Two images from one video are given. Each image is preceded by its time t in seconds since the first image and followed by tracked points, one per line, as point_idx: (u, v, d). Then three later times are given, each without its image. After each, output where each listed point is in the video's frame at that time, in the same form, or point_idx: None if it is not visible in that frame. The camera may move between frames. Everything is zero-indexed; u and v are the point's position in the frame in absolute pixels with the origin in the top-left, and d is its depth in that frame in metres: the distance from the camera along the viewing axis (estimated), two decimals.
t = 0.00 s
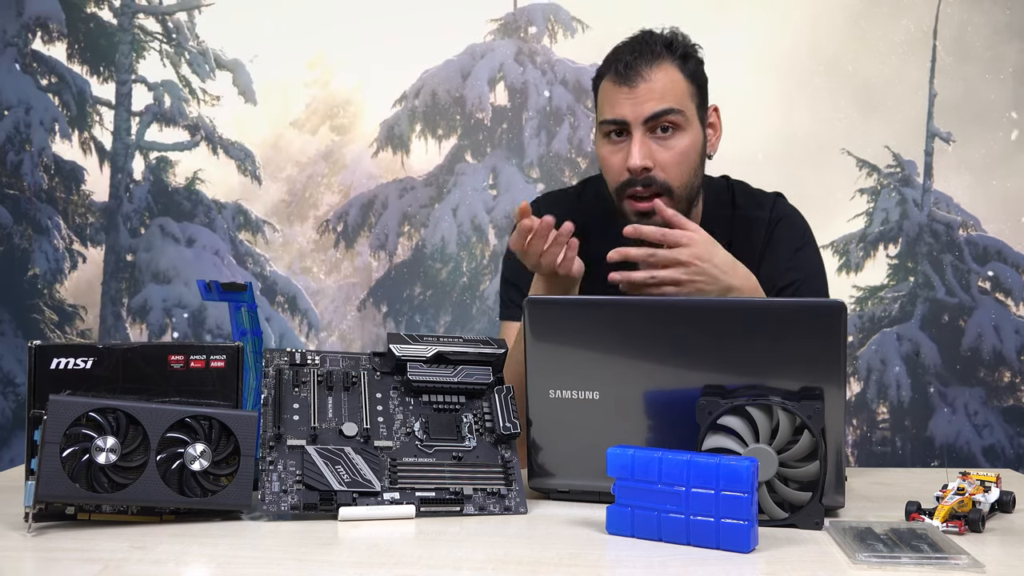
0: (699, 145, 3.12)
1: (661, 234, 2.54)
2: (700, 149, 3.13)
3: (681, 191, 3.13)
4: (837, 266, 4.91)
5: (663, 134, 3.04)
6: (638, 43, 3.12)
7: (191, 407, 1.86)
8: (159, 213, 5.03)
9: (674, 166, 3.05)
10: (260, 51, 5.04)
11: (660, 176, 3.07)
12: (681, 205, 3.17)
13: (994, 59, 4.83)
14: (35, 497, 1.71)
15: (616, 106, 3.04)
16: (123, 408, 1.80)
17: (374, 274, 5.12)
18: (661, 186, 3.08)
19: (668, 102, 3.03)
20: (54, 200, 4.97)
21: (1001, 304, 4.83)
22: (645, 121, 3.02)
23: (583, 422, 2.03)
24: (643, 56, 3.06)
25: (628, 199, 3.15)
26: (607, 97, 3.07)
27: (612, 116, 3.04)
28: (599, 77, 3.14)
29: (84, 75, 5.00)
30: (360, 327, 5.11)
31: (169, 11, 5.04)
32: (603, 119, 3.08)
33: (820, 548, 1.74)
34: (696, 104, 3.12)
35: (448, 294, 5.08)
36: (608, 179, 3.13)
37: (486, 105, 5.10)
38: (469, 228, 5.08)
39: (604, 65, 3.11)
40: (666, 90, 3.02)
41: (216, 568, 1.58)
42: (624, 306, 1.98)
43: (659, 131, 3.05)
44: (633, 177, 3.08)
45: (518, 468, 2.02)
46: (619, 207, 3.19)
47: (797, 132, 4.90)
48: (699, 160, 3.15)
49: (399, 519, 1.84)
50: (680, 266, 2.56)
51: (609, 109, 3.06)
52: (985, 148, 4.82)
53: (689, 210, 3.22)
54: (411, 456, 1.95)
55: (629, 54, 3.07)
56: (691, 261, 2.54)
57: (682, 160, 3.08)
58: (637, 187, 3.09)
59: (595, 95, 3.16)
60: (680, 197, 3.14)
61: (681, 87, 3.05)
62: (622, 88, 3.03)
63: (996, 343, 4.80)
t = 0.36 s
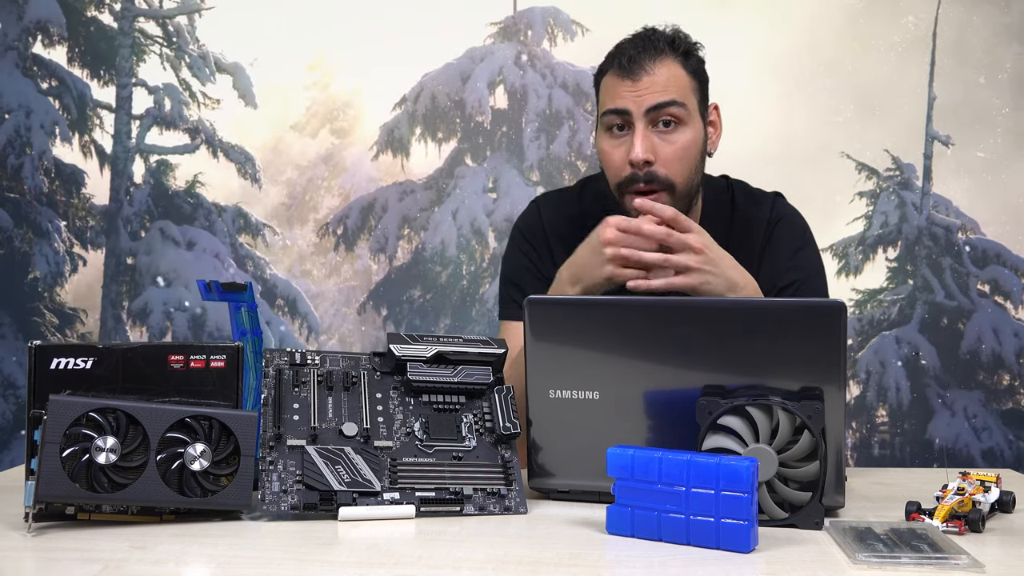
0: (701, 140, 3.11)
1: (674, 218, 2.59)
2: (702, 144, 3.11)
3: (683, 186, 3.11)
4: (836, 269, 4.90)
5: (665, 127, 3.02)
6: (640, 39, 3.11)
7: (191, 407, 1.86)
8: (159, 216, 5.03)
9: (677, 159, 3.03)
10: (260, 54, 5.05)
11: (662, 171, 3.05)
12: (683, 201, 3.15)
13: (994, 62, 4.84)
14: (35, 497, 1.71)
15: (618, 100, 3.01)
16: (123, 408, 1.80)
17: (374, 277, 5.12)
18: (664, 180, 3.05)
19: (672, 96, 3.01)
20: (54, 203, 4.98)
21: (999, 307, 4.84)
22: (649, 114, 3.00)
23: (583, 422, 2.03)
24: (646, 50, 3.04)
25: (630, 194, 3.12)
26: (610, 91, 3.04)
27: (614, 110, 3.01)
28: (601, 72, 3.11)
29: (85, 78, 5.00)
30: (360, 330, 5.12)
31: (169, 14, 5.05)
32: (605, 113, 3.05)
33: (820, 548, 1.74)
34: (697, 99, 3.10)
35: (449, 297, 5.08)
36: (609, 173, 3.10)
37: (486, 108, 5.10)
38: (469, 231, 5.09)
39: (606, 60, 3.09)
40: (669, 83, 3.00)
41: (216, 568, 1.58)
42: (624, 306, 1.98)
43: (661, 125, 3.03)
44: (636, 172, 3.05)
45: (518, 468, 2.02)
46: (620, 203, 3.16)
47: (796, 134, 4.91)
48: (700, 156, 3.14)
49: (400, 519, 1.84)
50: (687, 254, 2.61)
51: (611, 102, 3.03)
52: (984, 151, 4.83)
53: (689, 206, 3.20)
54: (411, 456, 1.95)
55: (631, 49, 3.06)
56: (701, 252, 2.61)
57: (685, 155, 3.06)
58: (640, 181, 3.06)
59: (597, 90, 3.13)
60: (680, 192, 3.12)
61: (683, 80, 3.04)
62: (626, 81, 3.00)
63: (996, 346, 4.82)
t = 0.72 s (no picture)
0: (709, 141, 3.08)
1: (651, 214, 2.58)
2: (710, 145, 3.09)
3: (689, 187, 3.08)
4: (835, 272, 4.90)
5: (676, 127, 2.98)
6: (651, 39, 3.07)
7: (191, 407, 1.86)
8: (160, 220, 5.04)
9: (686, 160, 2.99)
10: (260, 58, 5.06)
11: (670, 170, 3.00)
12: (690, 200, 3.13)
13: (992, 66, 4.86)
14: (35, 497, 1.71)
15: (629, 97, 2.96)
16: (123, 408, 1.80)
17: (374, 280, 5.12)
18: (672, 179, 3.03)
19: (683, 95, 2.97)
20: (55, 206, 4.98)
21: (998, 310, 4.85)
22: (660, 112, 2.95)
23: (583, 422, 2.03)
24: (657, 50, 3.01)
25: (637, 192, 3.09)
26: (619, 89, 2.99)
27: (624, 106, 2.96)
28: (611, 69, 3.07)
29: (85, 82, 5.01)
30: (360, 333, 5.12)
31: (169, 18, 5.06)
32: (614, 110, 2.99)
33: (820, 548, 1.74)
34: (707, 102, 3.07)
35: (448, 301, 5.09)
36: (616, 172, 3.05)
37: (486, 112, 5.11)
38: (469, 235, 5.09)
39: (617, 58, 3.04)
40: (681, 83, 2.96)
41: (216, 568, 1.57)
42: (624, 306, 1.98)
43: (672, 124, 2.98)
44: (644, 170, 3.00)
45: (517, 468, 2.02)
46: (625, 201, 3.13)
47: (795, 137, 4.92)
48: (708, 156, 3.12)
49: (400, 519, 1.84)
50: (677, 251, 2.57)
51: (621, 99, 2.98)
52: (983, 155, 4.84)
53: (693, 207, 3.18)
54: (411, 456, 1.95)
55: (642, 48, 3.02)
56: (691, 242, 2.59)
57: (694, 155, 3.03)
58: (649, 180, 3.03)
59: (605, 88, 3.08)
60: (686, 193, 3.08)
61: (694, 83, 3.00)
62: (638, 79, 2.95)
63: (995, 349, 4.83)
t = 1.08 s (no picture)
0: (719, 151, 3.09)
1: (651, 213, 2.59)
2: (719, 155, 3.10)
3: (691, 193, 3.09)
4: (835, 276, 4.92)
5: (688, 132, 2.98)
6: (679, 39, 3.06)
7: (191, 407, 1.87)
8: (160, 223, 5.04)
9: (691, 166, 3.00)
10: (260, 62, 5.06)
11: (674, 173, 3.01)
12: (689, 206, 3.13)
13: (991, 70, 4.87)
14: (35, 497, 1.71)
15: (647, 94, 2.96)
16: (123, 408, 1.80)
17: (374, 284, 5.13)
18: (675, 182, 3.04)
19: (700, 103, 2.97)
20: (55, 210, 4.99)
21: (997, 313, 4.86)
22: (674, 114, 2.95)
23: (583, 422, 2.03)
24: (683, 51, 3.00)
25: (637, 189, 3.10)
26: (638, 83, 2.99)
27: (640, 103, 2.96)
28: (633, 62, 3.06)
29: (86, 86, 5.02)
30: (360, 336, 5.12)
31: (169, 22, 5.06)
32: (629, 104, 2.99)
33: (820, 548, 1.74)
34: (722, 112, 3.07)
35: (448, 304, 5.09)
36: (620, 165, 3.06)
37: (485, 115, 5.12)
38: (468, 239, 5.10)
39: (642, 52, 3.04)
40: (700, 88, 2.96)
41: (216, 568, 1.57)
42: (624, 306, 1.98)
43: (684, 128, 2.99)
44: (648, 169, 3.01)
45: (518, 468, 2.02)
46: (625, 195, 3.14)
47: (795, 141, 4.93)
48: (715, 166, 3.12)
49: (399, 519, 1.84)
50: (679, 249, 2.57)
51: (638, 94, 2.97)
52: (982, 158, 4.85)
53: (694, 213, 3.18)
54: (411, 456, 1.95)
55: (669, 48, 3.01)
56: (693, 239, 2.60)
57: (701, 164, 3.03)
58: (651, 179, 3.04)
59: (625, 79, 3.07)
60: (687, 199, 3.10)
61: (713, 91, 2.99)
62: (658, 77, 2.95)
63: (994, 353, 4.84)
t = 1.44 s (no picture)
0: (726, 157, 3.08)
1: (650, 213, 2.59)
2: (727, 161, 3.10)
3: (700, 199, 3.08)
4: (834, 279, 4.93)
5: (696, 137, 2.99)
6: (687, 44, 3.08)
7: (191, 407, 1.87)
8: (160, 227, 5.04)
9: (700, 171, 3.00)
10: (260, 65, 5.07)
11: (683, 178, 3.01)
12: (698, 212, 3.12)
13: (990, 73, 4.87)
14: (35, 497, 1.71)
15: (654, 99, 2.97)
16: (123, 408, 1.80)
17: (374, 287, 5.13)
18: (683, 188, 3.04)
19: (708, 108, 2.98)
20: (56, 213, 4.99)
21: (996, 316, 4.87)
22: (682, 120, 2.96)
23: (583, 422, 2.03)
24: (691, 55, 3.02)
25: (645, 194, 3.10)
26: (645, 88, 3.01)
27: (647, 106, 2.97)
28: (641, 67, 3.08)
29: (86, 90, 5.02)
30: (360, 339, 5.12)
31: (169, 26, 5.07)
32: (637, 109, 3.00)
33: (820, 548, 1.74)
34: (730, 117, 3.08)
35: (448, 308, 5.10)
36: (628, 169, 3.06)
37: (485, 119, 5.13)
38: (468, 242, 5.10)
39: (649, 56, 3.06)
40: (708, 93, 2.97)
41: (216, 568, 1.57)
42: (623, 306, 1.98)
43: (692, 133, 2.99)
44: (656, 173, 3.01)
45: (517, 468, 2.02)
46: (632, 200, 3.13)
47: (794, 145, 4.93)
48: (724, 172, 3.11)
49: (400, 519, 1.84)
50: (678, 250, 2.58)
51: (645, 98, 2.99)
52: (981, 162, 4.86)
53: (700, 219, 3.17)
54: (411, 456, 1.95)
55: (676, 53, 3.03)
56: (691, 241, 2.60)
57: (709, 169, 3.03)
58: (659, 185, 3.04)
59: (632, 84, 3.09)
60: (694, 205, 3.09)
61: (721, 96, 3.01)
62: (665, 81, 2.97)
63: (993, 356, 4.84)
